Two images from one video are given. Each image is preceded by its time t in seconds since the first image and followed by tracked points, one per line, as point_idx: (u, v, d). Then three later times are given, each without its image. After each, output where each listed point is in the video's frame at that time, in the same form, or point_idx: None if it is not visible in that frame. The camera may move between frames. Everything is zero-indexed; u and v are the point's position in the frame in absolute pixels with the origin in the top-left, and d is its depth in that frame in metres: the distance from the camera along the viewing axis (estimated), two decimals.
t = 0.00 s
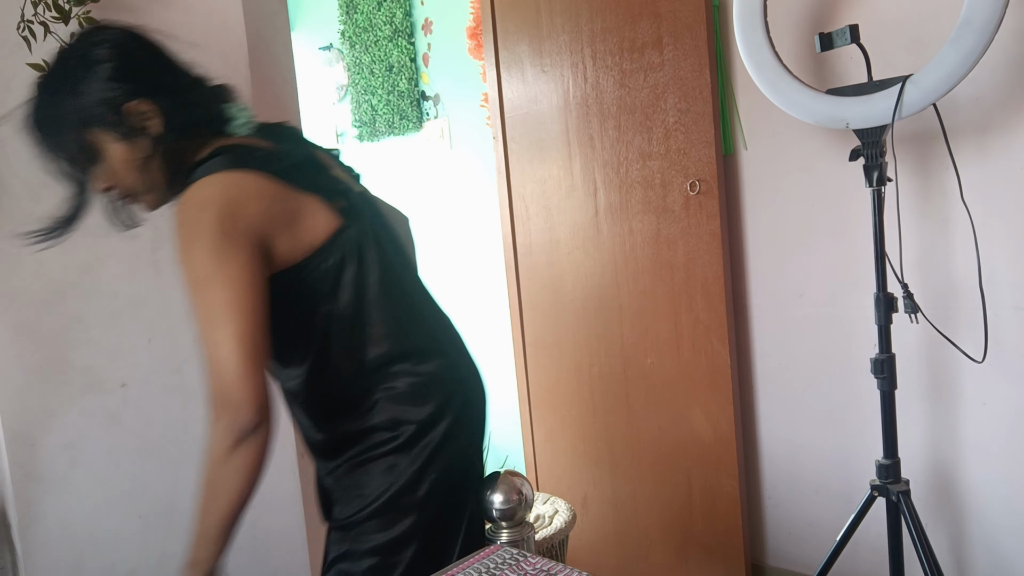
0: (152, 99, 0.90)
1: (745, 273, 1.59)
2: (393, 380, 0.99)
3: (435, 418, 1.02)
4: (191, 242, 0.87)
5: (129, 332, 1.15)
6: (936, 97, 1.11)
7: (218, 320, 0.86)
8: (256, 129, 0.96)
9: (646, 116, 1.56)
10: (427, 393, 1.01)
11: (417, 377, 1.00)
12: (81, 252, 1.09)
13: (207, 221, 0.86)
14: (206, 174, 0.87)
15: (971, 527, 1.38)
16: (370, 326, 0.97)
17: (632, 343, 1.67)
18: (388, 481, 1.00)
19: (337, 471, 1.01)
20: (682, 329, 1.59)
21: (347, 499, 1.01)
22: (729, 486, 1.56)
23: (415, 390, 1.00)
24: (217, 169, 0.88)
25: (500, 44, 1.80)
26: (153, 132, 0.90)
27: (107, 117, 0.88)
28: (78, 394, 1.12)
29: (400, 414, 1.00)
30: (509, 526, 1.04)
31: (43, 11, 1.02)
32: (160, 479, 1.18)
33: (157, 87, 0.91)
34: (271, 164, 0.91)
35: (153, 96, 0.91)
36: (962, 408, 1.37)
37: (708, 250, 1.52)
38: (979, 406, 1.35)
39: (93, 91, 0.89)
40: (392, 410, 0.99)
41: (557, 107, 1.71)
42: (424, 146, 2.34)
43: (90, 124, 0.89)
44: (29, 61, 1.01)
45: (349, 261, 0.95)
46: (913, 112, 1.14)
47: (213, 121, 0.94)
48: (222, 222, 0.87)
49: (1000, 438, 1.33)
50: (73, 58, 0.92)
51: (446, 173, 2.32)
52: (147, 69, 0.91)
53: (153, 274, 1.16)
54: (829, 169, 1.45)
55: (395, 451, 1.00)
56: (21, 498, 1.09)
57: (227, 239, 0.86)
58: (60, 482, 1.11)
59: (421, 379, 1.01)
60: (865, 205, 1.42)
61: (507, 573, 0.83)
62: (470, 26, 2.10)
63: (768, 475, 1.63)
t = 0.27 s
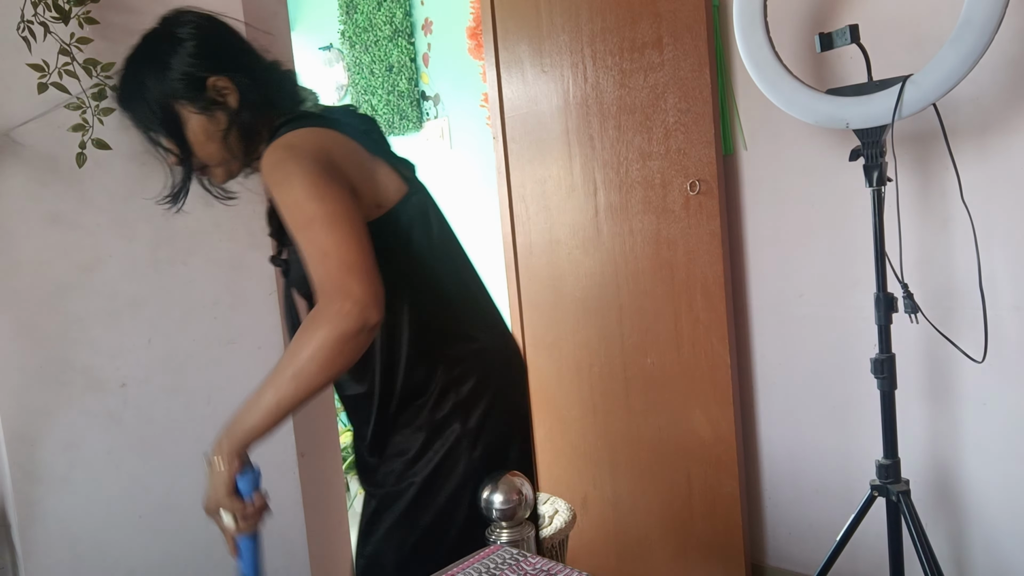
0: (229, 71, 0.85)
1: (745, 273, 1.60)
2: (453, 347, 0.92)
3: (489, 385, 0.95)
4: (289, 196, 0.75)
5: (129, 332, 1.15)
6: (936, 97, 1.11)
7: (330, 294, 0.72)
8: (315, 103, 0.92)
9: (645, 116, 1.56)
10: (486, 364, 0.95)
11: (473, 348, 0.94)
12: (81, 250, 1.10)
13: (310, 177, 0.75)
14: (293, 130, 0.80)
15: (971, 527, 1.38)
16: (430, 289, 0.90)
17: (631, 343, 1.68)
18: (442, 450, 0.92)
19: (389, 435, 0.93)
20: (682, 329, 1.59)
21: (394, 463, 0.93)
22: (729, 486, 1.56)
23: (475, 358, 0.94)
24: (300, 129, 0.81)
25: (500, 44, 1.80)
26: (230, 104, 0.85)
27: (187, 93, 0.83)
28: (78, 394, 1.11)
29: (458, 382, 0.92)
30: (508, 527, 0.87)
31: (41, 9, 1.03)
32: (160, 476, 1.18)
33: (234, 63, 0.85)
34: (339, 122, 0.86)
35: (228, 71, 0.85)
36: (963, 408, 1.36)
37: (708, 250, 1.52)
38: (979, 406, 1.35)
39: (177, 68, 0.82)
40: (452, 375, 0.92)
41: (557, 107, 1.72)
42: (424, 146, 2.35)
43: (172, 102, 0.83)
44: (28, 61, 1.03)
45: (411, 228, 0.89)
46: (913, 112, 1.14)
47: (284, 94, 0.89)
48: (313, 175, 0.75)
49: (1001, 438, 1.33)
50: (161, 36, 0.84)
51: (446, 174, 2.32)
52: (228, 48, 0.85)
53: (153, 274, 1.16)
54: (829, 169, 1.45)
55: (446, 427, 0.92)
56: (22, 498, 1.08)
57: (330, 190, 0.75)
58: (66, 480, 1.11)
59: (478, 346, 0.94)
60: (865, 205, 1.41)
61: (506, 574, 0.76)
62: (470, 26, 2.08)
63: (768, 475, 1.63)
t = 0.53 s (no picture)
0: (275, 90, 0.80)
1: (745, 272, 1.60)
2: (513, 350, 0.89)
3: (551, 385, 0.92)
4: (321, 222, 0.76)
5: (129, 332, 1.14)
6: (936, 97, 1.11)
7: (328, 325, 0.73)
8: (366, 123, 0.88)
9: (645, 117, 1.56)
10: (551, 368, 0.92)
11: (532, 347, 0.90)
12: (81, 250, 1.10)
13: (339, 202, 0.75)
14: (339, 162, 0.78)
15: (971, 527, 1.38)
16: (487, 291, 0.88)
17: (632, 343, 1.68)
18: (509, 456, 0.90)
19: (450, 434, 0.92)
20: (681, 329, 1.59)
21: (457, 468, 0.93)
22: (729, 486, 1.56)
23: (535, 358, 0.91)
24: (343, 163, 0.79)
25: (500, 44, 1.80)
26: (280, 127, 0.80)
27: (237, 118, 0.78)
28: (78, 393, 1.11)
29: (520, 384, 0.90)
30: (508, 527, 0.83)
31: (41, 9, 1.02)
32: (160, 476, 1.17)
33: (287, 86, 0.81)
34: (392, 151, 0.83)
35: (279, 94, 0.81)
36: (963, 408, 1.36)
37: (708, 250, 1.52)
38: (979, 406, 1.35)
39: (225, 95, 0.78)
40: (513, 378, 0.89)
41: (557, 107, 1.72)
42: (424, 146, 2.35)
43: (222, 127, 0.79)
44: (29, 61, 1.03)
45: (464, 232, 0.87)
46: (913, 112, 1.14)
47: (334, 114, 0.85)
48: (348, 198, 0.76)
49: (1002, 439, 1.33)
50: (208, 62, 0.79)
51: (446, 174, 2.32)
52: (280, 70, 0.81)
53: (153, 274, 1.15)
54: (829, 169, 1.45)
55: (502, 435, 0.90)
56: (22, 497, 1.09)
57: (353, 210, 0.75)
58: (66, 479, 1.11)
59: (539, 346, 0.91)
60: (865, 205, 1.41)
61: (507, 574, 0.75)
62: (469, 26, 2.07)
63: (768, 475, 1.63)
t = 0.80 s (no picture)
0: (309, 103, 0.86)
1: (745, 272, 1.60)
2: (542, 341, 0.95)
3: (584, 365, 0.98)
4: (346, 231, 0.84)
5: (128, 332, 1.14)
6: (936, 97, 1.11)
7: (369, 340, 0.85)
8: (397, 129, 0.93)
9: (645, 117, 1.56)
10: (582, 358, 0.98)
11: (561, 339, 0.96)
12: (82, 251, 1.09)
13: (362, 213, 0.83)
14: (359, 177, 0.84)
15: (971, 526, 1.38)
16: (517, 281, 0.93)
17: (632, 344, 1.68)
18: (550, 446, 0.95)
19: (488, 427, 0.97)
20: (681, 329, 1.59)
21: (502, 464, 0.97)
22: (729, 487, 1.55)
23: (566, 345, 0.96)
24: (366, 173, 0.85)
25: (500, 44, 1.80)
26: (313, 138, 0.87)
27: (273, 131, 0.85)
28: (78, 394, 1.11)
29: (554, 374, 0.95)
30: (508, 526, 0.86)
31: (41, 9, 1.02)
32: (160, 476, 1.18)
33: (319, 98, 0.87)
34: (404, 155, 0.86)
35: (312, 107, 0.87)
36: (963, 408, 1.36)
37: (707, 250, 1.52)
38: (979, 406, 1.35)
39: (261, 107, 0.84)
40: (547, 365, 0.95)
41: (557, 107, 1.72)
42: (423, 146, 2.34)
43: (259, 141, 0.86)
44: (28, 61, 1.02)
45: (491, 228, 0.91)
46: (913, 112, 1.14)
47: (363, 124, 0.90)
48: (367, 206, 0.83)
49: (1001, 438, 1.33)
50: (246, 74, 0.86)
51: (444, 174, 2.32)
52: (313, 86, 0.87)
53: (153, 274, 1.15)
54: (829, 169, 1.45)
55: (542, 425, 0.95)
56: (21, 499, 1.07)
57: (383, 218, 0.83)
58: (65, 480, 1.10)
59: (569, 333, 0.96)
60: (865, 205, 1.42)
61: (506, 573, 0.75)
62: (470, 25, 2.07)
63: (768, 475, 1.63)
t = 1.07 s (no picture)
0: (353, 100, 1.13)
1: (745, 272, 1.59)
2: (557, 334, 1.38)
3: (599, 356, 1.43)
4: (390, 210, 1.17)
5: (128, 333, 1.11)
6: (936, 97, 1.11)
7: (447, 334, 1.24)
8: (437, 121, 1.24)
9: (646, 117, 1.55)
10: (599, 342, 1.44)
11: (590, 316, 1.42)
12: (81, 251, 1.06)
13: (404, 192, 1.17)
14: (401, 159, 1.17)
15: (971, 526, 1.39)
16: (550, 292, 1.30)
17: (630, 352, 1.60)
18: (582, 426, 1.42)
19: (518, 407, 1.37)
20: (681, 331, 1.57)
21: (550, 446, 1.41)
22: (728, 486, 1.58)
23: (581, 333, 1.41)
24: (410, 153, 1.18)
25: (499, 42, 1.60)
26: (356, 128, 1.13)
27: (323, 124, 1.11)
28: (77, 394, 1.08)
29: (571, 364, 1.40)
30: (508, 527, 0.92)
31: (42, 9, 1.00)
32: (160, 477, 1.14)
33: (358, 94, 1.13)
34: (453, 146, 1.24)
35: (356, 102, 1.13)
36: (963, 408, 1.36)
37: (708, 249, 1.54)
38: (978, 406, 1.35)
39: (313, 102, 1.10)
40: (565, 352, 1.39)
41: (556, 106, 1.61)
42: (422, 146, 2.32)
43: (309, 134, 1.11)
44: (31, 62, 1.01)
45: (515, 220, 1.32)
46: (913, 112, 1.14)
47: (397, 114, 1.18)
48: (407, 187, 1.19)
49: (1001, 439, 1.33)
50: (298, 73, 1.10)
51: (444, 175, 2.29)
52: (353, 78, 1.12)
53: (154, 275, 1.11)
54: (830, 168, 1.45)
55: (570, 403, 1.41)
56: (21, 499, 1.06)
57: (416, 197, 1.18)
58: (64, 481, 1.09)
59: (584, 324, 1.41)
60: (865, 205, 1.42)
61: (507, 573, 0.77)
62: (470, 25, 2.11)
63: (768, 475, 1.63)
